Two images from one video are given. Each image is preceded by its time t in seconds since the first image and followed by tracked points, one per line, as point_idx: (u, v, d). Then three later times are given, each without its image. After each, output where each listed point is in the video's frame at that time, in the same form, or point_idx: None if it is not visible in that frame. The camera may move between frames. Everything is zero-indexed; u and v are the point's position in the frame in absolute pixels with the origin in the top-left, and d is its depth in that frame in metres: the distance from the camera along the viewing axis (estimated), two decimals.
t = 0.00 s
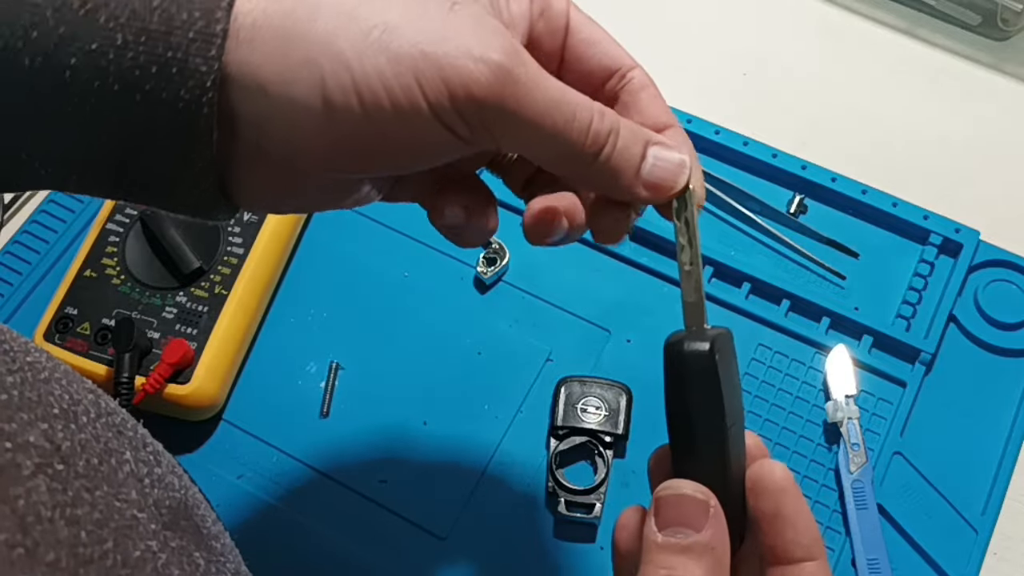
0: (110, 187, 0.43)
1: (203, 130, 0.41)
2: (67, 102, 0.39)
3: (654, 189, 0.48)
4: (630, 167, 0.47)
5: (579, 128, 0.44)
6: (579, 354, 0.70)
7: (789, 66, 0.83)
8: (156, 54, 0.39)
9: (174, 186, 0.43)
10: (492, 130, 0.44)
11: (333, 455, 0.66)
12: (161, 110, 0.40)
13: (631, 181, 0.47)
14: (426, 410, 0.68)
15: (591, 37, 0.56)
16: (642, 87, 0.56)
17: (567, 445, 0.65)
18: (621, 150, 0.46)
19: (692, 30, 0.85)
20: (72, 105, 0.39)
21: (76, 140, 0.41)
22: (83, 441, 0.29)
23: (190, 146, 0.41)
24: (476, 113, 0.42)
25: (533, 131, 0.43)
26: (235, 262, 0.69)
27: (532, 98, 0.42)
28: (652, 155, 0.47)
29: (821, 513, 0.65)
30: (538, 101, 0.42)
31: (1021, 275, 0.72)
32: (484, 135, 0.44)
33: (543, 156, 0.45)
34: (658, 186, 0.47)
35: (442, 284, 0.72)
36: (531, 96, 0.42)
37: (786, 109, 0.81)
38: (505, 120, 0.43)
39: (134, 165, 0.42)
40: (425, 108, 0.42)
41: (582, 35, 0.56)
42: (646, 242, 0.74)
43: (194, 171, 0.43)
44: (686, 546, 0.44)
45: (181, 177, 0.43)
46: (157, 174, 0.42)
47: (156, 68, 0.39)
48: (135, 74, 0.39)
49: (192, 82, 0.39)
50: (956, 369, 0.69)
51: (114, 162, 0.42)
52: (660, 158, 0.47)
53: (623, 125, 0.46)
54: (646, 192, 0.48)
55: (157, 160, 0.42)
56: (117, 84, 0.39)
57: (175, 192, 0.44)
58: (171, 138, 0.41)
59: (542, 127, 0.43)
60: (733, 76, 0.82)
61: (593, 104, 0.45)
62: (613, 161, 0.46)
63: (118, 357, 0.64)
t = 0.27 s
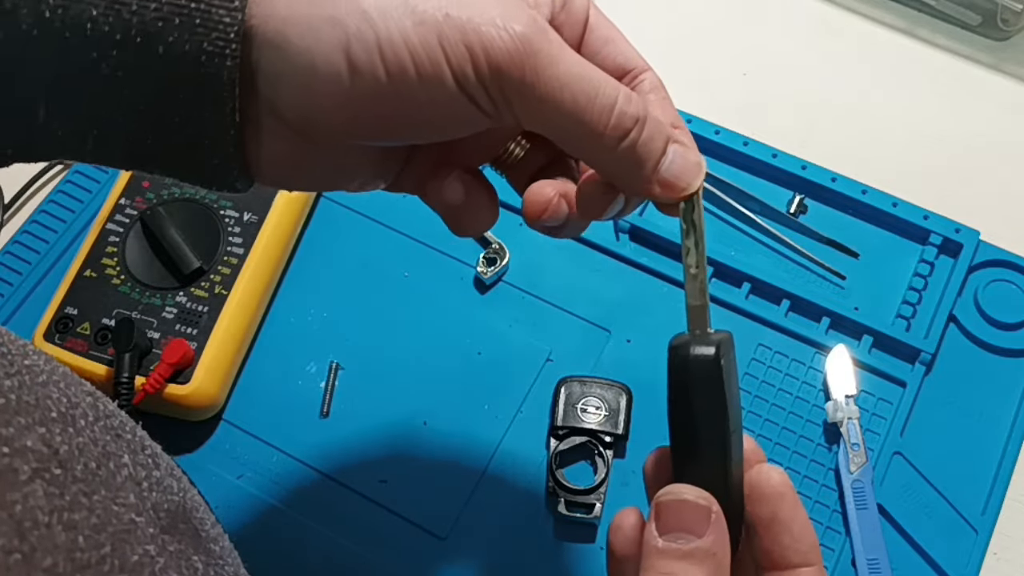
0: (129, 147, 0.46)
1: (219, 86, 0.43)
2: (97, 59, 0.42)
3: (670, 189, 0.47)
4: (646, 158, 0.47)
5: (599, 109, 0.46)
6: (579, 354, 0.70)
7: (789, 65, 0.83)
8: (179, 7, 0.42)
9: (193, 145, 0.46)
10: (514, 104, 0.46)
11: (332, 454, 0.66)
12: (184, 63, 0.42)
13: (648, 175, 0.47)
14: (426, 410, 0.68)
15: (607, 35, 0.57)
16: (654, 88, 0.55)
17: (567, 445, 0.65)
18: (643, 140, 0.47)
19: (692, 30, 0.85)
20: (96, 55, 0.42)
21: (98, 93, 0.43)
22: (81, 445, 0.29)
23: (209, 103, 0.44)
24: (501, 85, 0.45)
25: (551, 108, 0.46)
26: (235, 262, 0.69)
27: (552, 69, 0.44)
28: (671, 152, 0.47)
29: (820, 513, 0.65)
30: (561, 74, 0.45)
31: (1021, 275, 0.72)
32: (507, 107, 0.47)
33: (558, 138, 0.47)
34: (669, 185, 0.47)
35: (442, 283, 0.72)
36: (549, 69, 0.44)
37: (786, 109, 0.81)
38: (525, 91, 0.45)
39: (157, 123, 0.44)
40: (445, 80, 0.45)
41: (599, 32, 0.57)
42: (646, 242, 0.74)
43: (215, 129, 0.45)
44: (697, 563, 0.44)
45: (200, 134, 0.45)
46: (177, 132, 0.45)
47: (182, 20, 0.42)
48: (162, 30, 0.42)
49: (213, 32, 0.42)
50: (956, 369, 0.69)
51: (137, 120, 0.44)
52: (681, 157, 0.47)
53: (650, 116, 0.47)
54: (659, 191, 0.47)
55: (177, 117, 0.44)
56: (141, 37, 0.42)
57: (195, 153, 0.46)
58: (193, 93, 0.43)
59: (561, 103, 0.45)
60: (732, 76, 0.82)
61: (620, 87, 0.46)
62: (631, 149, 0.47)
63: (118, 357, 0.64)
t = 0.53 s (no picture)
0: (136, 138, 0.46)
1: (227, 72, 0.43)
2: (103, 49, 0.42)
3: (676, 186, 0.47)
4: (652, 154, 0.47)
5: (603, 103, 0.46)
6: (578, 355, 0.70)
7: (789, 65, 0.83)
8: None
9: (200, 135, 0.46)
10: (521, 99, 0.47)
11: (332, 454, 0.66)
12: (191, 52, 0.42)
13: (654, 170, 0.47)
14: (426, 410, 0.68)
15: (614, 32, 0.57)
16: (660, 86, 0.55)
17: (567, 445, 0.65)
18: (649, 135, 0.47)
19: (692, 30, 0.85)
20: (104, 44, 0.42)
21: (106, 84, 0.43)
22: (87, 440, 0.29)
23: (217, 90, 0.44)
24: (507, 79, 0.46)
25: (556, 103, 0.46)
26: (235, 262, 0.69)
27: (556, 64, 0.45)
28: (678, 149, 0.47)
29: (821, 513, 0.65)
30: (565, 69, 0.45)
31: (1021, 275, 0.73)
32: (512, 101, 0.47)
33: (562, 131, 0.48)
34: (675, 181, 0.47)
35: (442, 283, 0.73)
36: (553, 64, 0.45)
37: (786, 109, 0.81)
38: (530, 86, 0.46)
39: (164, 112, 0.44)
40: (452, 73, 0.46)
41: (607, 29, 0.57)
42: (646, 242, 0.74)
43: (222, 117, 0.45)
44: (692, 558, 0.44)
45: (208, 122, 0.45)
46: (183, 121, 0.45)
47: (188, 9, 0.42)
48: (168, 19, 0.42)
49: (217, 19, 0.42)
50: (956, 369, 0.69)
51: (143, 111, 0.44)
52: (687, 153, 0.47)
53: (656, 112, 0.47)
54: (665, 187, 0.47)
55: (185, 106, 0.44)
56: (147, 25, 0.42)
57: (202, 143, 0.46)
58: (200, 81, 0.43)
59: (567, 97, 0.46)
60: (733, 76, 0.82)
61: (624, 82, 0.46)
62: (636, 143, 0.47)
63: (118, 357, 0.64)
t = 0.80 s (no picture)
0: (161, 146, 0.46)
1: (254, 87, 0.43)
2: (134, 61, 0.42)
3: (663, 215, 0.49)
4: (645, 185, 0.49)
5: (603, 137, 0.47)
6: (578, 355, 0.70)
7: (789, 65, 0.83)
8: (218, 9, 0.41)
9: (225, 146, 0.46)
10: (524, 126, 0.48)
11: (332, 455, 0.66)
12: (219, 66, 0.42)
13: (646, 199, 0.49)
14: (426, 410, 0.68)
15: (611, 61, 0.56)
16: (654, 114, 0.55)
17: (567, 446, 0.65)
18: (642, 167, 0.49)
19: (691, 29, 0.85)
20: (136, 56, 0.41)
21: (137, 93, 0.43)
22: (97, 445, 0.29)
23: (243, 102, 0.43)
24: (512, 110, 0.47)
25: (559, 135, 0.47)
26: (235, 262, 0.69)
27: (563, 97, 0.46)
28: (669, 177, 0.49)
29: (820, 513, 0.65)
30: (570, 103, 0.46)
31: (1021, 275, 0.73)
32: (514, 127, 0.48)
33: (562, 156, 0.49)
34: (667, 209, 0.49)
35: (442, 283, 0.73)
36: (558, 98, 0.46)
37: (786, 109, 0.81)
38: (535, 116, 0.47)
39: (191, 122, 0.44)
40: (457, 96, 0.46)
41: (604, 60, 0.56)
42: (646, 242, 0.74)
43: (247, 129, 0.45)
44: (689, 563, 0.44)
45: (233, 133, 0.45)
46: (210, 131, 0.45)
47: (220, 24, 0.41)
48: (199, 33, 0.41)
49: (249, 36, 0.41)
50: (955, 369, 0.70)
51: (172, 120, 0.44)
52: (677, 182, 0.49)
53: (648, 143, 0.49)
54: (658, 215, 0.49)
55: (212, 117, 0.44)
56: (179, 39, 0.41)
57: (227, 153, 0.46)
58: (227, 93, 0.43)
59: (570, 128, 0.47)
60: (732, 76, 0.82)
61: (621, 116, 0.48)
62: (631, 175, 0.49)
63: (118, 357, 0.64)
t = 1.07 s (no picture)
0: (138, 146, 0.45)
1: (226, 89, 0.43)
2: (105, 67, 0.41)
3: (658, 202, 0.48)
4: (633, 175, 0.47)
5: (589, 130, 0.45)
6: (578, 355, 0.70)
7: (789, 66, 0.83)
8: (184, 12, 0.41)
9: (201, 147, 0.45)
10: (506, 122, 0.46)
11: (332, 455, 0.66)
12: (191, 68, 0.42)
13: (635, 189, 0.48)
14: (426, 410, 0.68)
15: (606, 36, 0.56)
16: (654, 89, 0.55)
17: (567, 446, 0.65)
18: (630, 156, 0.47)
19: (691, 29, 0.85)
20: (105, 61, 0.41)
21: (108, 101, 0.42)
22: (103, 451, 0.29)
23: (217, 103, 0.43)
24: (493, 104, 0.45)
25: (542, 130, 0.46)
26: (235, 262, 0.68)
27: (544, 90, 0.44)
28: (659, 164, 0.48)
29: (820, 513, 0.65)
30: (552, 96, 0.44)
31: (1021, 275, 0.73)
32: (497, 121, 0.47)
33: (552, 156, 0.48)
34: (656, 198, 0.48)
35: (442, 283, 0.73)
36: (539, 92, 0.44)
37: (786, 109, 0.81)
38: (517, 110, 0.45)
39: (167, 126, 0.44)
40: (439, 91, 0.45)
41: (599, 34, 0.56)
42: (646, 242, 0.74)
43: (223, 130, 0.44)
44: (688, 566, 0.44)
45: (210, 136, 0.44)
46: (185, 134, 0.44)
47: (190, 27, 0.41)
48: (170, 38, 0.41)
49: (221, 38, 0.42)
50: (955, 369, 0.70)
51: (145, 125, 0.44)
52: (666, 170, 0.48)
53: (634, 130, 0.47)
54: (648, 203, 0.49)
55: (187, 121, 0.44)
56: (148, 44, 0.41)
57: (205, 154, 0.45)
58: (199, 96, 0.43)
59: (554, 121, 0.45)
60: (732, 76, 0.82)
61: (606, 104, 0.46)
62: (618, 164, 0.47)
63: (118, 357, 0.64)
